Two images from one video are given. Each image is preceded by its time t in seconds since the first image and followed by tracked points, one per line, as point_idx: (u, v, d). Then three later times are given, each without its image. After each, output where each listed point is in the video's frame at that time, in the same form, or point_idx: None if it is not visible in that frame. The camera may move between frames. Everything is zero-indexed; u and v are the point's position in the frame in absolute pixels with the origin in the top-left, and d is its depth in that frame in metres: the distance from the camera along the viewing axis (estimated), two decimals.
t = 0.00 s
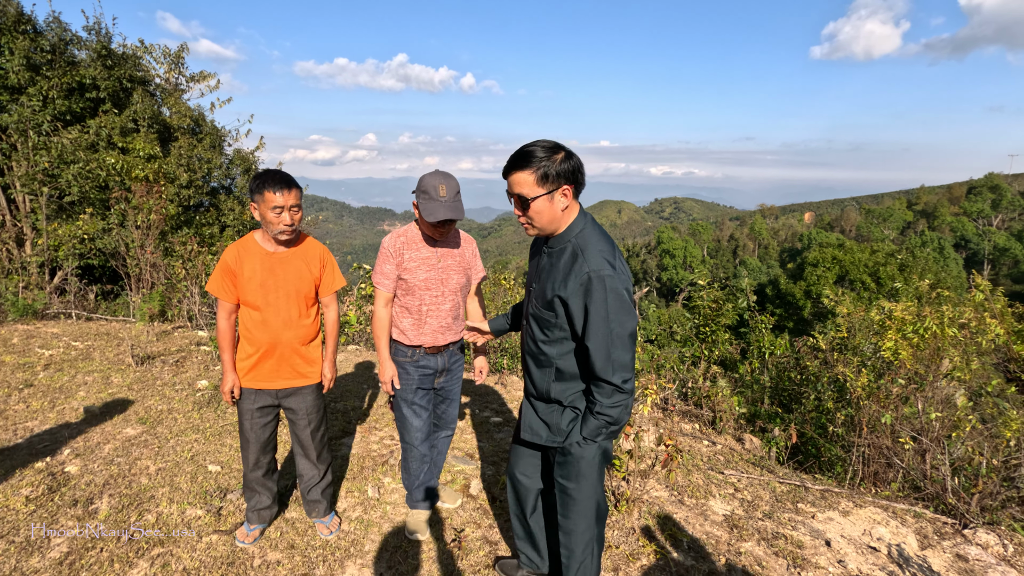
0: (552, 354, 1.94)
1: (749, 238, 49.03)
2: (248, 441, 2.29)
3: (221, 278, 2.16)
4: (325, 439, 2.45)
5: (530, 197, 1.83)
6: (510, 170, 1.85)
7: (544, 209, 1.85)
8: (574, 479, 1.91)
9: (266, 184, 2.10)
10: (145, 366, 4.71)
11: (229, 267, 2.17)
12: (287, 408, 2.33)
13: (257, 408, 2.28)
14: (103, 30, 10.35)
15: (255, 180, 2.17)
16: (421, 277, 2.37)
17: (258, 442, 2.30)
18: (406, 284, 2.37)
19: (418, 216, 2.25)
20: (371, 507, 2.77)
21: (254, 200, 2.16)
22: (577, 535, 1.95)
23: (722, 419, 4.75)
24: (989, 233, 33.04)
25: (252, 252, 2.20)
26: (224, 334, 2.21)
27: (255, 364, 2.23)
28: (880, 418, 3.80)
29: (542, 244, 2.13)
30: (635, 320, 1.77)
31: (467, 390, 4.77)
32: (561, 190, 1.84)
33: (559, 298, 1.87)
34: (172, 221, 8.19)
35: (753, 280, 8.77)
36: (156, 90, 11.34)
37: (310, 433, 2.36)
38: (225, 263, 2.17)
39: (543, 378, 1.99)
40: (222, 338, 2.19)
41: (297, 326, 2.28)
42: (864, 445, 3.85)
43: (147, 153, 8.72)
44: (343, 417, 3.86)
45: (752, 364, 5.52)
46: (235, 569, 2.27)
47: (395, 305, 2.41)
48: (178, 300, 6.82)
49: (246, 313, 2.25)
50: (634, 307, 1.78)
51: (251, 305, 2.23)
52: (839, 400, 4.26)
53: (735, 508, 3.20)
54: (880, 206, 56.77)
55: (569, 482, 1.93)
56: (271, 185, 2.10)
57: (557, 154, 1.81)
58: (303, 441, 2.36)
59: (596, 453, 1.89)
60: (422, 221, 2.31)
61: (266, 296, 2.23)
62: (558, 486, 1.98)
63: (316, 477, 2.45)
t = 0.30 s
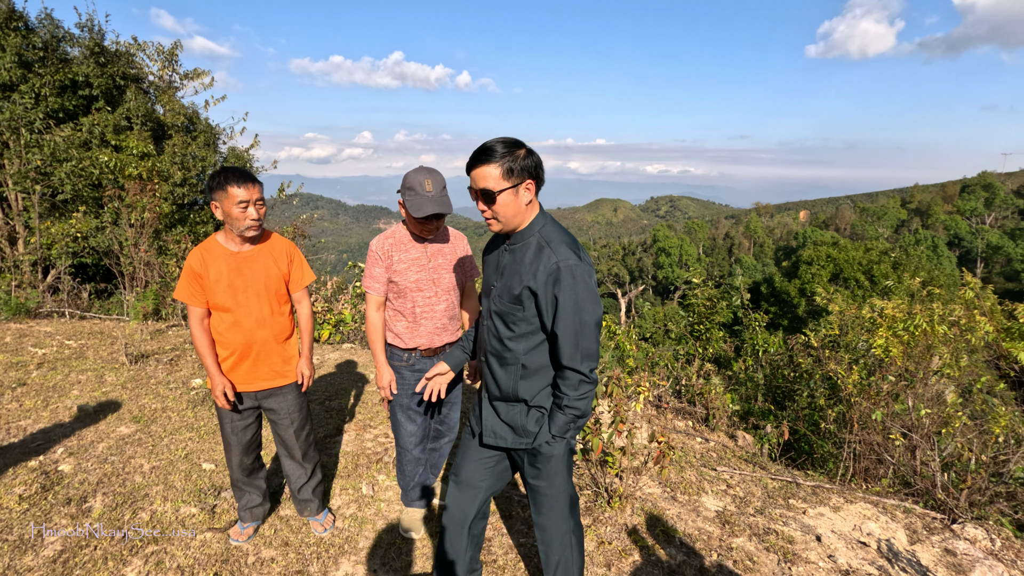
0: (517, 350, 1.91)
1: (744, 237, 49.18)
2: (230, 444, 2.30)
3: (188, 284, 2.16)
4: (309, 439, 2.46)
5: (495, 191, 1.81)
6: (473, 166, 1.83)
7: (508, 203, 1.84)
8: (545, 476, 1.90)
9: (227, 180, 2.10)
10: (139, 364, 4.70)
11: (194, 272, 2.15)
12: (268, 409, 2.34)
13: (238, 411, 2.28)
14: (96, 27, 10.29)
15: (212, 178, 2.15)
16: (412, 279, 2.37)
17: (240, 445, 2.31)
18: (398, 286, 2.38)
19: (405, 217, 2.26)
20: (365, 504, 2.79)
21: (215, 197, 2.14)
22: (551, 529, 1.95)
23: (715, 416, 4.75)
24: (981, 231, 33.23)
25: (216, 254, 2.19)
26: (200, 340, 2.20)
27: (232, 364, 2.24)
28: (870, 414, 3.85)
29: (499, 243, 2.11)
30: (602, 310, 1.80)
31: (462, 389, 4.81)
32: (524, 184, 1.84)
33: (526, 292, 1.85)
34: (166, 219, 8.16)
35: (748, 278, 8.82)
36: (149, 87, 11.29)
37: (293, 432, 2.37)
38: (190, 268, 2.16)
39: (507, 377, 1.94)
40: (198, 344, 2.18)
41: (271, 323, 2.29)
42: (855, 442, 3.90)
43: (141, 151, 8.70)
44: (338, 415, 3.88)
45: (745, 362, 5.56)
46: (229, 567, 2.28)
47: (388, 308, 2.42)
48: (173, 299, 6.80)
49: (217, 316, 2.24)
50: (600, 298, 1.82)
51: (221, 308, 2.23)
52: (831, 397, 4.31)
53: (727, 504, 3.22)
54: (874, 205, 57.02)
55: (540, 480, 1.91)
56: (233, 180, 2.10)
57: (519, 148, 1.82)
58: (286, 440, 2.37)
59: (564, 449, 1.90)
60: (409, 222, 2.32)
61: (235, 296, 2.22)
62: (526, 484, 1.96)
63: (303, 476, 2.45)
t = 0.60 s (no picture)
0: (459, 335, 1.85)
1: (737, 234, 49.35)
2: (214, 446, 2.30)
3: (157, 284, 2.17)
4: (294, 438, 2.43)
5: (431, 177, 1.79)
6: (412, 152, 1.83)
7: (445, 189, 1.82)
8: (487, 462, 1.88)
9: (194, 176, 2.09)
10: (129, 363, 4.66)
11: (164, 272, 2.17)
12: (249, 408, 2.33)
13: (218, 412, 2.27)
14: (85, 23, 10.17)
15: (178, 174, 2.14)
16: (404, 278, 2.36)
17: (224, 446, 2.30)
18: (391, 285, 2.37)
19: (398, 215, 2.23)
20: (357, 502, 2.78)
21: (181, 192, 2.13)
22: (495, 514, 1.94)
23: (707, 412, 4.75)
24: (971, 228, 33.48)
25: (187, 253, 2.19)
26: (169, 340, 2.21)
27: (206, 366, 2.22)
28: (861, 409, 3.88)
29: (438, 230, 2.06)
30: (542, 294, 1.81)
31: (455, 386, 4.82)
32: (462, 171, 1.82)
33: (467, 275, 1.81)
34: (156, 216, 8.10)
35: (739, 274, 8.85)
36: (139, 83, 11.19)
37: (277, 434, 2.34)
38: (160, 269, 2.17)
39: (447, 363, 1.88)
40: (167, 344, 2.18)
41: (244, 322, 2.26)
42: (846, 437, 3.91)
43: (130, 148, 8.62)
44: (331, 413, 3.87)
45: (738, 358, 5.59)
46: (220, 565, 2.26)
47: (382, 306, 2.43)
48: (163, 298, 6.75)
49: (189, 316, 2.23)
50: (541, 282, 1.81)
51: (193, 308, 2.22)
52: (823, 393, 4.35)
53: (719, 499, 3.24)
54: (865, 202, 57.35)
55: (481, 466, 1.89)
56: (200, 176, 2.09)
57: (456, 136, 1.80)
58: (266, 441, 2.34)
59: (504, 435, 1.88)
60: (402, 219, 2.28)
61: (206, 295, 2.21)
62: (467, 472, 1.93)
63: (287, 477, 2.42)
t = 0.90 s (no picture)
0: (408, 329, 1.81)
1: (725, 231, 49.66)
2: (192, 449, 2.26)
3: (126, 282, 2.18)
4: (266, 446, 2.34)
5: (373, 174, 1.75)
6: (346, 148, 1.76)
7: (388, 184, 1.78)
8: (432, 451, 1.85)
9: (157, 173, 2.04)
10: (111, 364, 4.58)
11: (135, 271, 2.16)
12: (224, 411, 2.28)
13: (193, 414, 2.23)
14: (64, 18, 9.98)
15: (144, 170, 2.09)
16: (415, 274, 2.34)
17: (200, 449, 2.26)
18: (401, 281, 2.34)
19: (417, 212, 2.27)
20: (344, 502, 2.75)
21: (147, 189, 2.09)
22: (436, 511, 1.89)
23: (697, 408, 4.75)
24: (954, 224, 33.93)
25: (159, 251, 2.17)
26: (135, 340, 2.25)
27: (175, 368, 2.17)
28: (848, 404, 3.91)
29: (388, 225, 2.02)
30: (491, 282, 1.76)
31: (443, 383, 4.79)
32: (404, 162, 1.79)
33: (412, 267, 1.75)
34: (139, 215, 7.96)
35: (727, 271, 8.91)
36: (122, 80, 11.01)
37: (245, 440, 2.27)
38: (132, 268, 2.16)
39: (399, 358, 1.84)
40: (131, 344, 2.21)
41: (216, 323, 2.21)
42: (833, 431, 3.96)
43: (112, 145, 8.48)
44: (318, 413, 3.83)
45: (727, 354, 5.62)
46: (201, 569, 2.22)
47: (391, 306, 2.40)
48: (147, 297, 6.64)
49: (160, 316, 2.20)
50: (490, 270, 1.77)
51: (163, 308, 2.19)
52: (810, 388, 4.39)
53: (708, 495, 3.23)
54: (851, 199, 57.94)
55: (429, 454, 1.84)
56: (163, 173, 2.04)
57: (391, 127, 1.75)
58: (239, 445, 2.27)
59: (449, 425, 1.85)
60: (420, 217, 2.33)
61: (176, 295, 2.17)
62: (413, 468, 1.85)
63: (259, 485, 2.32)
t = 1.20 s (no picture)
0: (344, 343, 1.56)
1: (694, 229, 50.51)
2: (144, 466, 2.11)
3: (75, 286, 2.04)
4: (218, 467, 2.19)
5: (296, 171, 1.51)
6: (262, 143, 1.52)
7: (316, 183, 1.55)
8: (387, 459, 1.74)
9: (102, 169, 1.89)
10: (60, 373, 4.32)
11: (83, 274, 2.02)
12: (178, 428, 2.14)
13: (144, 430, 2.09)
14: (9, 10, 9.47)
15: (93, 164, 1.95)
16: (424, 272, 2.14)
17: (152, 468, 2.12)
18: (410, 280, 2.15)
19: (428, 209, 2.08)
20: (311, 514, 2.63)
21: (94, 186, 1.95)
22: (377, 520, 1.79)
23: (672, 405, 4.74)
24: (911, 220, 35.21)
25: (108, 253, 2.01)
26: (91, 348, 2.10)
27: (125, 381, 2.05)
28: (820, 397, 3.94)
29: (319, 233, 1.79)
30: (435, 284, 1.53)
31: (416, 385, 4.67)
32: (333, 158, 1.58)
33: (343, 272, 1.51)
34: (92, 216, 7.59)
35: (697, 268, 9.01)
36: (73, 76, 10.51)
37: (195, 462, 2.12)
38: (80, 270, 2.02)
39: (336, 375, 1.59)
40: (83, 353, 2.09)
41: (168, 334, 2.06)
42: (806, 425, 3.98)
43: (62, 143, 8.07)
44: (283, 420, 3.68)
45: (699, 350, 5.65)
46: None
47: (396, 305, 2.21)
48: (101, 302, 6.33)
49: (110, 323, 2.06)
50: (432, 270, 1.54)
51: (113, 316, 2.04)
52: (782, 381, 4.42)
53: (685, 493, 3.21)
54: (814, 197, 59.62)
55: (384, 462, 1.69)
56: (108, 170, 1.89)
57: (314, 118, 1.53)
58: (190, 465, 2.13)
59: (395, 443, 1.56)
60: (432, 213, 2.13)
61: (125, 303, 2.02)
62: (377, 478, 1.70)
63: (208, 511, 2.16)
